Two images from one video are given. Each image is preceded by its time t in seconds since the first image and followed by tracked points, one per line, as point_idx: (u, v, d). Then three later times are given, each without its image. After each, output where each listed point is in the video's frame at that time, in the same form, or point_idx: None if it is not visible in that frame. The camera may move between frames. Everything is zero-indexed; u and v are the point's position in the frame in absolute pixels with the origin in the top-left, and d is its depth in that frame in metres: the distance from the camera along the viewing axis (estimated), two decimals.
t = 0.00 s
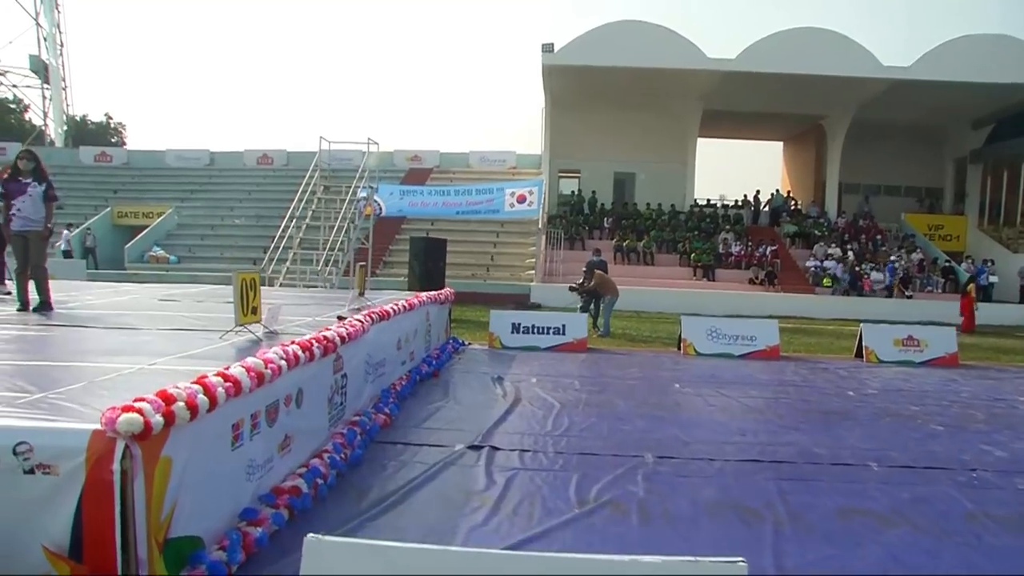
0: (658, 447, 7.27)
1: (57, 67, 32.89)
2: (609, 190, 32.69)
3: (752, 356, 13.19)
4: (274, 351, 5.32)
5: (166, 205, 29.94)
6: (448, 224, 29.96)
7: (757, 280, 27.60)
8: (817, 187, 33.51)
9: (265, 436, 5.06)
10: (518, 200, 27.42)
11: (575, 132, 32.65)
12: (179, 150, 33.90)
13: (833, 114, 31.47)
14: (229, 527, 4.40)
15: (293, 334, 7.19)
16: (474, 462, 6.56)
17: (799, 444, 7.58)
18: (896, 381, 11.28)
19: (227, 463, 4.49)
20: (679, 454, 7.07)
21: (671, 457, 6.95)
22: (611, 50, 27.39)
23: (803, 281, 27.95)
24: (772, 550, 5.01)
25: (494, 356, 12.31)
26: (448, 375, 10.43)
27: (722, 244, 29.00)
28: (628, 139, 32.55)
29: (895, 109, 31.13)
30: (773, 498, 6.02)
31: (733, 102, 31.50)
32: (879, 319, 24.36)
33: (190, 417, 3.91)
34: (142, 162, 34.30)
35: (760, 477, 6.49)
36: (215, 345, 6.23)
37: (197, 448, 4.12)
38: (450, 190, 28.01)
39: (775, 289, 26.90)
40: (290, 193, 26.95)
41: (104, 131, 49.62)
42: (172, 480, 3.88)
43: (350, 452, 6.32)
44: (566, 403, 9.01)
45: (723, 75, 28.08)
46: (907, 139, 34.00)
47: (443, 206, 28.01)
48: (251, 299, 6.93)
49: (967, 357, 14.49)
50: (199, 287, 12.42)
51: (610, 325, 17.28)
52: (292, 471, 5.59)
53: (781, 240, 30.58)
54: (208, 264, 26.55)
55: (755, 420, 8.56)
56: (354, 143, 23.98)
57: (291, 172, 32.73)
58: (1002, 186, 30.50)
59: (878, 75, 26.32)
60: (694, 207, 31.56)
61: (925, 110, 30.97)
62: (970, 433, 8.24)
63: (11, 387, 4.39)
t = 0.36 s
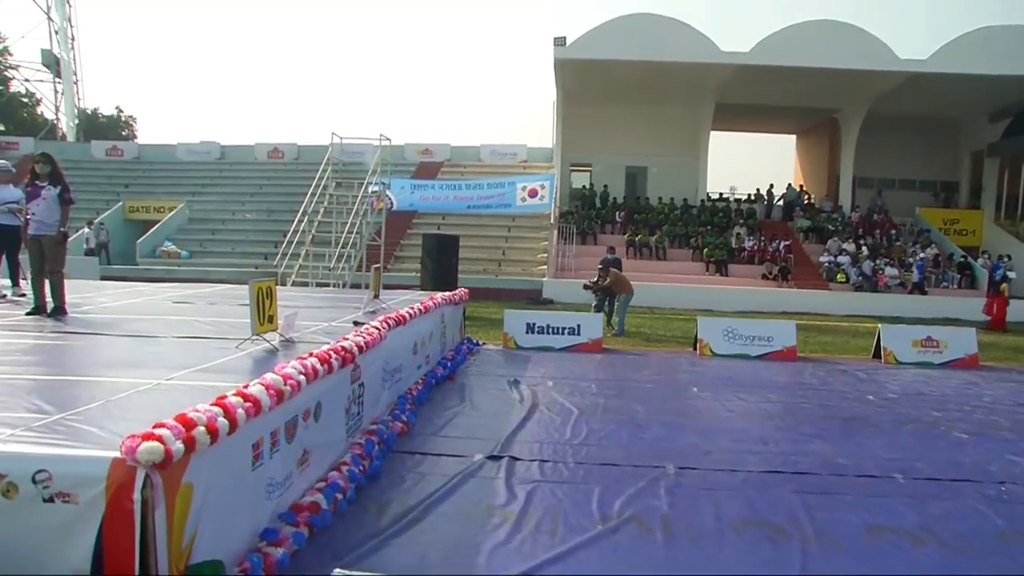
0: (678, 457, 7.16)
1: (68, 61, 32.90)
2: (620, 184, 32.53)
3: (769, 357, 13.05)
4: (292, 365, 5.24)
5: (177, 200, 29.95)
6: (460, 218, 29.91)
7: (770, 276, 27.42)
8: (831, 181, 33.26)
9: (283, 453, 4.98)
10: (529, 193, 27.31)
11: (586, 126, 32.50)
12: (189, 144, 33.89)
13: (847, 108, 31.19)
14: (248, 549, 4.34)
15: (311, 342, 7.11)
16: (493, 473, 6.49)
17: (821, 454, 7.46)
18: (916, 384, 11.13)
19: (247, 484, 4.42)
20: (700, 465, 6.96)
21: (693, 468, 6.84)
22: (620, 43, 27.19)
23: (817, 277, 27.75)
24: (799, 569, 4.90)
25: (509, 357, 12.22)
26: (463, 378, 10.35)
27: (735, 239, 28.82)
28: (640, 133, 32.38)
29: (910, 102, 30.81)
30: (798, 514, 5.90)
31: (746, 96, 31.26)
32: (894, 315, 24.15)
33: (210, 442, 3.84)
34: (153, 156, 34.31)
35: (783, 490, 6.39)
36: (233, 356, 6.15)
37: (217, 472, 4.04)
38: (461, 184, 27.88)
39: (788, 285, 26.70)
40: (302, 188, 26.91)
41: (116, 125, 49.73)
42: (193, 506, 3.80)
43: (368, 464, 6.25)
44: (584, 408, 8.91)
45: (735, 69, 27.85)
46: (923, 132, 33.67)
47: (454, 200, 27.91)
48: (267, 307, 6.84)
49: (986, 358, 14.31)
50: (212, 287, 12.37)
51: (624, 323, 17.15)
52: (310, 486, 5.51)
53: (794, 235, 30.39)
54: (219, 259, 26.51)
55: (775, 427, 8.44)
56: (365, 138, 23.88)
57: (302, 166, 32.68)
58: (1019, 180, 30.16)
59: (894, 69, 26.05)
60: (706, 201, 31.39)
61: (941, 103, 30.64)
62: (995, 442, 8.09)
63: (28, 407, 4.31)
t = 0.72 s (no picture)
0: (700, 469, 7.05)
1: (80, 55, 32.91)
2: (633, 178, 32.36)
3: (786, 358, 12.93)
4: (312, 381, 5.16)
5: (189, 194, 29.94)
6: (472, 212, 29.84)
7: (784, 271, 27.21)
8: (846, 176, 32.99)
9: (303, 472, 4.90)
10: (541, 188, 27.17)
11: (598, 120, 32.31)
12: (200, 138, 33.88)
13: (862, 101, 30.91)
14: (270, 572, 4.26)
15: (328, 350, 7.03)
16: (514, 486, 6.40)
17: (845, 464, 7.35)
18: (938, 388, 10.98)
19: (269, 505, 4.34)
20: (723, 477, 6.86)
21: (715, 480, 6.74)
22: (630, 36, 27.00)
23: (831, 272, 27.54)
24: None
25: (524, 358, 12.12)
26: (479, 382, 10.27)
27: (748, 234, 28.60)
28: (653, 127, 32.18)
29: (926, 96, 30.50)
30: (825, 530, 5.79)
31: (759, 89, 31.01)
32: (910, 312, 23.94)
33: (233, 468, 3.75)
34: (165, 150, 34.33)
35: (808, 504, 6.27)
36: (250, 368, 6.07)
37: (240, 497, 3.96)
38: (472, 179, 27.77)
39: (803, 281, 26.49)
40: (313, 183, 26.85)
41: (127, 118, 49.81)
42: (216, 534, 3.73)
43: (387, 476, 6.18)
44: (603, 415, 8.81)
45: (749, 62, 27.62)
46: (939, 125, 33.30)
47: (465, 194, 27.80)
48: (284, 316, 6.76)
49: (1007, 359, 14.12)
50: (226, 287, 12.31)
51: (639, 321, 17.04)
52: (330, 502, 5.44)
53: (808, 230, 30.19)
54: (231, 254, 26.50)
55: (796, 435, 8.32)
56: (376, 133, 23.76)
57: (313, 160, 32.63)
58: None
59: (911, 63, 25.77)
60: (719, 196, 31.18)
61: (957, 96, 30.30)
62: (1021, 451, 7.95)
63: (46, 428, 4.25)
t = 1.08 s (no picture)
0: (722, 482, 6.95)
1: (92, 50, 32.94)
2: (645, 173, 32.18)
3: (805, 361, 12.80)
4: (333, 399, 5.07)
5: (200, 190, 29.95)
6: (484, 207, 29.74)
7: (798, 268, 26.99)
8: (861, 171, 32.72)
9: (325, 492, 4.83)
10: (553, 183, 27.03)
11: (611, 115, 32.12)
12: (211, 132, 33.90)
13: (877, 96, 30.63)
14: None
15: (347, 360, 6.95)
16: (535, 500, 6.32)
17: (870, 476, 7.23)
18: (960, 394, 10.83)
19: (292, 528, 4.27)
20: (746, 491, 6.75)
21: (738, 494, 6.65)
22: (643, 31, 26.79)
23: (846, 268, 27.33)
24: None
25: (540, 361, 12.04)
26: (496, 387, 10.18)
27: (762, 230, 28.38)
28: (665, 121, 31.97)
29: (943, 90, 30.19)
30: (853, 548, 5.69)
31: (774, 83, 30.76)
32: (926, 310, 23.74)
33: (257, 498, 3.67)
34: (176, 145, 34.35)
35: (834, 520, 6.17)
36: (269, 382, 6.00)
37: (263, 524, 3.88)
38: (485, 174, 27.66)
39: (817, 278, 26.26)
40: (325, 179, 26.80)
41: (139, 112, 49.87)
42: (241, 564, 3.65)
43: (408, 491, 6.10)
44: (622, 423, 8.72)
45: (763, 57, 27.38)
46: (956, 119, 32.97)
47: (477, 189, 27.69)
48: (302, 327, 6.67)
49: None
50: (241, 290, 12.27)
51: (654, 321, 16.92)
52: (351, 520, 5.36)
53: (822, 226, 29.96)
54: (243, 250, 26.48)
55: (818, 444, 8.21)
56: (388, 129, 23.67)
57: (325, 154, 32.59)
58: None
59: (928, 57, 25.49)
60: (732, 191, 30.98)
61: (974, 91, 29.99)
62: None
63: (67, 453, 4.17)
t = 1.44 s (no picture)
0: (746, 495, 6.84)
1: (103, 43, 32.94)
2: (658, 166, 31.98)
3: (823, 362, 12.65)
4: (356, 415, 4.99)
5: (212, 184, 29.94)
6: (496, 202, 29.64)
7: (813, 263, 26.79)
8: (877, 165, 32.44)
9: (348, 511, 4.75)
10: (566, 177, 26.89)
11: (624, 109, 31.92)
12: (223, 126, 33.89)
13: (894, 89, 30.33)
14: None
15: (367, 369, 6.87)
16: (558, 514, 6.24)
17: (896, 488, 7.11)
18: (983, 398, 10.68)
19: (316, 552, 4.19)
20: (773, 504, 6.63)
21: (763, 507, 6.55)
22: (659, 24, 26.57)
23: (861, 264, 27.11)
24: None
25: (557, 363, 11.95)
26: (514, 391, 10.10)
27: (776, 225, 28.15)
28: (679, 114, 31.73)
29: (961, 83, 29.86)
30: (882, 566, 5.58)
31: (789, 76, 30.47)
32: (942, 306, 23.52)
33: (283, 526, 3.59)
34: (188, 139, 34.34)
35: (861, 535, 6.07)
36: (288, 394, 5.92)
37: (287, 552, 3.79)
38: (497, 168, 27.53)
39: (832, 274, 26.04)
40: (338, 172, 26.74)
41: (150, 104, 49.91)
42: None
43: (429, 504, 6.03)
44: (642, 430, 8.62)
45: (779, 49, 27.12)
46: (973, 113, 32.63)
47: (490, 183, 27.58)
48: (321, 336, 6.60)
49: None
50: (255, 290, 12.22)
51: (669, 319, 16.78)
52: (374, 536, 5.29)
53: (837, 221, 29.73)
54: (256, 244, 26.45)
55: (842, 453, 8.09)
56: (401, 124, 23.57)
57: (337, 148, 32.53)
58: None
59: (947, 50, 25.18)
60: (746, 185, 30.78)
61: (992, 84, 29.66)
62: None
63: (88, 476, 4.10)
